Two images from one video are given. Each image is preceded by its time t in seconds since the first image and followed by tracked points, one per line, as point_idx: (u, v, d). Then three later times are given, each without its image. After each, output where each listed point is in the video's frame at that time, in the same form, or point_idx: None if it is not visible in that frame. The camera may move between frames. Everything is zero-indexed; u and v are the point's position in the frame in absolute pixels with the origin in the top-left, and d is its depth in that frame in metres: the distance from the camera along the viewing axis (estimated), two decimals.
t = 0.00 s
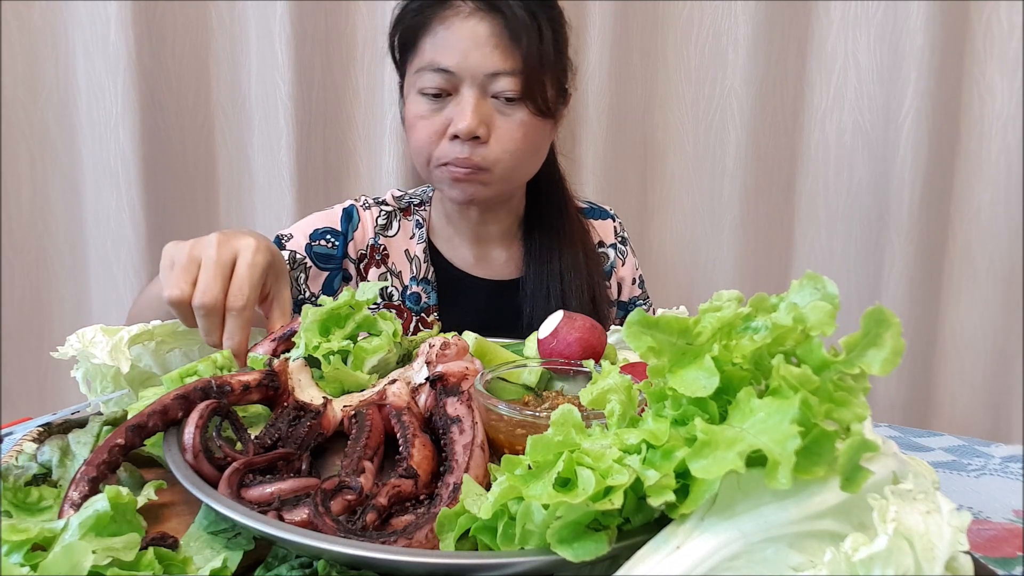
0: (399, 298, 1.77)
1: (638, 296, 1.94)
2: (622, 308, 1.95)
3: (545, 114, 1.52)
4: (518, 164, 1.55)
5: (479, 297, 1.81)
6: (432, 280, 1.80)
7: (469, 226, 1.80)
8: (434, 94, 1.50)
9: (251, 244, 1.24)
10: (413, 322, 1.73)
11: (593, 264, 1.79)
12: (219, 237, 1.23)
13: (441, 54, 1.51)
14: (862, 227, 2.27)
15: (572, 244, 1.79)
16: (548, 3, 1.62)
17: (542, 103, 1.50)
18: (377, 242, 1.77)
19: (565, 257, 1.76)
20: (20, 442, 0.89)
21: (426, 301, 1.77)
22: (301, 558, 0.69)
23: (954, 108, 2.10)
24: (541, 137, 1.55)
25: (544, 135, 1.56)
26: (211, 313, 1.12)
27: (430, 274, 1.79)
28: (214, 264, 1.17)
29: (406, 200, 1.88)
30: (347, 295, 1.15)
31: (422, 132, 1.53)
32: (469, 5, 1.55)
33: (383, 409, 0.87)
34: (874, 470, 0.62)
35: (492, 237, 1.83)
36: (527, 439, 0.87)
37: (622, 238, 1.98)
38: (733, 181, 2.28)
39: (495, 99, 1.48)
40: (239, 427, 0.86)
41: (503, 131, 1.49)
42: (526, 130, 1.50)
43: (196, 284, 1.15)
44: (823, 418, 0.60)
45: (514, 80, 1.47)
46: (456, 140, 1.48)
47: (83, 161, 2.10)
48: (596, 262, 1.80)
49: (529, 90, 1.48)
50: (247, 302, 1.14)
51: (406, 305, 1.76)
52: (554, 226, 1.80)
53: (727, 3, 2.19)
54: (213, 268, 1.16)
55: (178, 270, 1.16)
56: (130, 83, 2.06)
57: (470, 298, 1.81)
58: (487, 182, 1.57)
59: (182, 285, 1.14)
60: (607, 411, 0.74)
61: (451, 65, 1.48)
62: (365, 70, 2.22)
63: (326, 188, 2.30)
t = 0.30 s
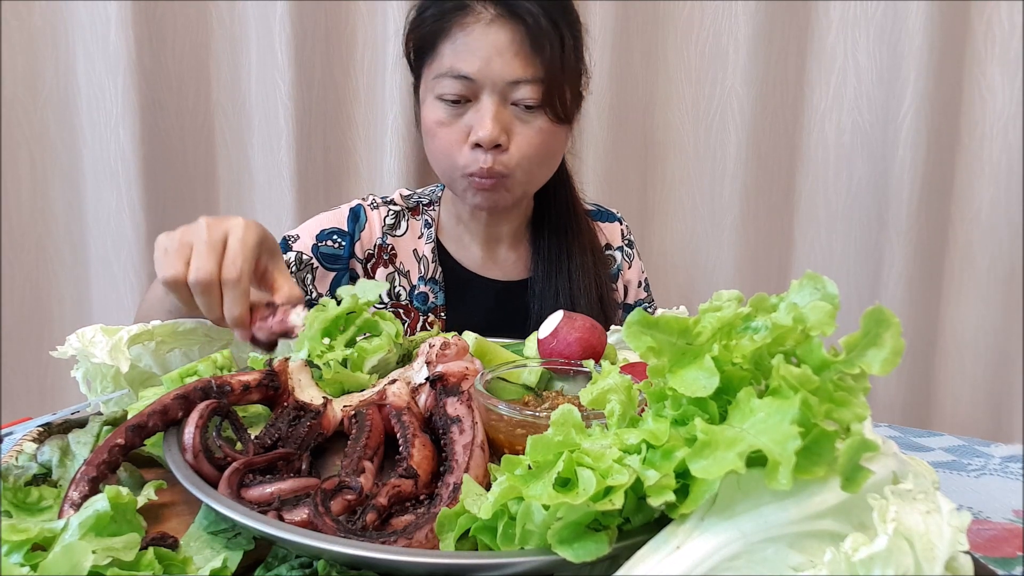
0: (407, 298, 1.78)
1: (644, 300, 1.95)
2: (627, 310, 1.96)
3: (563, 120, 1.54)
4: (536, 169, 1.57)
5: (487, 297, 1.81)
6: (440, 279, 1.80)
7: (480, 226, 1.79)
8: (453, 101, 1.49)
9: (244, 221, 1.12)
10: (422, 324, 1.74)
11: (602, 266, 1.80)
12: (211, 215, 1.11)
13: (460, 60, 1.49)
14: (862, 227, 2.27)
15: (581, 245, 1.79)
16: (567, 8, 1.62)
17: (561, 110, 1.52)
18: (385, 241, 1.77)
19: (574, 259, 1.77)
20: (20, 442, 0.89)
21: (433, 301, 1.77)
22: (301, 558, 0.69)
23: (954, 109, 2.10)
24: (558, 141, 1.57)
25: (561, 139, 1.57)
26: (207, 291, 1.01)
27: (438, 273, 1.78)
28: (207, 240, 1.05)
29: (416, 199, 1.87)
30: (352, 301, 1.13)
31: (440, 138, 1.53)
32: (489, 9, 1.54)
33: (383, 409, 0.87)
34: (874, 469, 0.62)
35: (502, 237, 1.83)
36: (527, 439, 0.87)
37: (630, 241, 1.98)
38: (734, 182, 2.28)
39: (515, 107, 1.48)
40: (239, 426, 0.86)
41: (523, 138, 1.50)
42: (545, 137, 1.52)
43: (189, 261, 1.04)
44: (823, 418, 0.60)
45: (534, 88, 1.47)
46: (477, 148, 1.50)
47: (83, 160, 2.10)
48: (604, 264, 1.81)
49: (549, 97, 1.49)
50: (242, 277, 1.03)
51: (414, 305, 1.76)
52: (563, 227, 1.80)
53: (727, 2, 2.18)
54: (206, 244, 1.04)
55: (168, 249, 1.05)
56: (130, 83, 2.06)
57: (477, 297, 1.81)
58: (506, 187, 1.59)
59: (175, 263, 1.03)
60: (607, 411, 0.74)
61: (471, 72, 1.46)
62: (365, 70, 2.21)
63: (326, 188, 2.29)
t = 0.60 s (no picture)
0: (409, 296, 1.77)
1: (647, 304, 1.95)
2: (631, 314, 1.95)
3: (568, 121, 1.54)
4: (540, 170, 1.57)
5: (489, 297, 1.81)
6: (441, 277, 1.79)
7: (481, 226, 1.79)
8: (458, 99, 1.50)
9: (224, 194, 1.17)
10: (423, 322, 1.75)
11: (605, 268, 1.80)
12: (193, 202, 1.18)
13: (466, 58, 1.51)
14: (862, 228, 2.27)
15: (585, 247, 1.80)
16: (574, 8, 1.62)
17: (566, 110, 1.52)
18: (387, 240, 1.76)
19: (577, 260, 1.78)
20: (20, 442, 0.89)
21: (435, 300, 1.77)
22: (301, 558, 0.69)
23: (953, 108, 2.09)
24: (562, 142, 1.57)
25: (565, 141, 1.58)
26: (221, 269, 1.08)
27: (440, 272, 1.78)
28: (199, 224, 1.11)
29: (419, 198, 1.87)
30: (340, 302, 1.13)
31: (444, 136, 1.53)
32: (496, 9, 1.54)
33: (383, 409, 0.87)
34: (874, 469, 0.62)
35: (505, 237, 1.83)
36: (527, 439, 0.87)
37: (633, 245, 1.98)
38: (734, 182, 2.28)
39: (520, 105, 1.49)
40: (239, 426, 0.86)
41: (527, 138, 1.50)
42: (549, 137, 1.52)
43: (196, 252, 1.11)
44: (823, 418, 0.60)
45: (540, 88, 1.48)
46: (482, 146, 1.49)
47: (83, 161, 2.10)
48: (608, 266, 1.82)
49: (554, 97, 1.49)
50: (247, 242, 1.08)
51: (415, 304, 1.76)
52: (567, 230, 1.81)
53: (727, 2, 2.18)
54: (199, 228, 1.11)
55: (172, 249, 1.13)
56: (131, 84, 2.05)
57: (478, 295, 1.81)
58: (510, 187, 1.58)
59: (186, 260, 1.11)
60: (607, 411, 0.74)
61: (477, 70, 1.47)
62: (365, 70, 2.21)
63: (326, 188, 2.29)
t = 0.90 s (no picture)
0: (409, 297, 1.77)
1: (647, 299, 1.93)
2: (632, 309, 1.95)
3: (570, 112, 1.55)
4: (542, 161, 1.56)
5: (489, 296, 1.81)
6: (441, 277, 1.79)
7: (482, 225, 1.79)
8: (462, 85, 1.50)
9: (230, 207, 1.24)
10: (424, 323, 1.75)
11: (607, 265, 1.81)
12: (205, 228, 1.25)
13: (472, 45, 1.53)
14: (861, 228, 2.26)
15: (586, 245, 1.80)
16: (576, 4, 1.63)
17: (569, 102, 1.53)
18: (386, 241, 1.76)
19: (579, 257, 1.78)
20: (20, 442, 0.89)
21: (435, 300, 1.77)
22: (301, 558, 0.69)
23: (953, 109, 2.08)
24: (565, 135, 1.57)
25: (568, 134, 1.58)
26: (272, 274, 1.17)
27: (440, 272, 1.77)
28: (228, 242, 1.20)
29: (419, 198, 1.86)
30: (340, 302, 1.14)
31: (446, 123, 1.53)
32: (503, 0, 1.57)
33: (383, 409, 0.87)
34: (874, 469, 0.62)
35: (506, 236, 1.83)
36: (527, 439, 0.87)
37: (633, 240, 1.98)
38: (734, 183, 2.29)
39: (523, 94, 1.50)
40: (238, 427, 0.86)
41: (530, 126, 1.50)
42: (552, 127, 1.52)
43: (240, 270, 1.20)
44: (823, 418, 0.60)
45: (543, 76, 1.50)
46: (483, 132, 1.49)
47: (82, 160, 2.10)
48: (609, 264, 1.82)
49: (557, 87, 1.51)
50: (277, 244, 1.16)
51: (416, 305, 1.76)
52: (568, 231, 1.82)
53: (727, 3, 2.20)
54: (229, 245, 1.19)
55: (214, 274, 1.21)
56: (130, 83, 2.05)
57: (479, 293, 1.81)
58: (511, 177, 1.57)
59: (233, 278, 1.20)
60: (607, 411, 0.74)
61: (482, 56, 1.49)
62: (364, 71, 2.21)
63: (326, 188, 2.30)
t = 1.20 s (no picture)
0: (398, 295, 1.78)
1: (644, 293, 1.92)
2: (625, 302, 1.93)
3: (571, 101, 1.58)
4: (545, 147, 1.57)
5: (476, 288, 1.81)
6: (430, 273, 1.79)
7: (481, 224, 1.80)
8: (468, 72, 1.52)
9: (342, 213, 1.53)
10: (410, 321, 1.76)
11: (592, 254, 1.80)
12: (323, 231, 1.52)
13: (477, 31, 1.54)
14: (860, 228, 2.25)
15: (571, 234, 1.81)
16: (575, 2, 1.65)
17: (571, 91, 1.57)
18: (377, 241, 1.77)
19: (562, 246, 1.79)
20: (20, 442, 0.89)
21: (422, 298, 1.78)
22: (301, 558, 0.69)
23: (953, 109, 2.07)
24: (566, 123, 1.60)
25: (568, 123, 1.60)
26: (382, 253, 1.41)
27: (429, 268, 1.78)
28: (343, 232, 1.46)
29: (408, 198, 1.89)
30: (340, 302, 1.13)
31: (451, 109, 1.53)
32: None
33: (383, 409, 0.87)
34: (874, 469, 0.62)
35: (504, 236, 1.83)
36: (527, 439, 0.87)
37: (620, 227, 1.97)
38: (734, 183, 2.29)
39: (528, 80, 1.52)
40: (238, 427, 0.86)
41: (535, 111, 1.52)
42: (556, 114, 1.55)
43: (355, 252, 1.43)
44: (823, 418, 0.60)
45: (548, 64, 1.53)
46: (490, 116, 1.49)
47: (82, 160, 2.10)
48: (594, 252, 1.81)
49: (561, 76, 1.55)
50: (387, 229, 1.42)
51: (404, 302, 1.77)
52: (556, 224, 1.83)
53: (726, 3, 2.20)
54: (345, 232, 1.45)
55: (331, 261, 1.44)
56: (130, 83, 2.06)
57: (467, 287, 1.81)
58: (515, 163, 1.57)
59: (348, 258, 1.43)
60: (607, 411, 0.74)
61: (489, 42, 1.51)
62: (364, 71, 2.21)
63: (325, 188, 2.29)
